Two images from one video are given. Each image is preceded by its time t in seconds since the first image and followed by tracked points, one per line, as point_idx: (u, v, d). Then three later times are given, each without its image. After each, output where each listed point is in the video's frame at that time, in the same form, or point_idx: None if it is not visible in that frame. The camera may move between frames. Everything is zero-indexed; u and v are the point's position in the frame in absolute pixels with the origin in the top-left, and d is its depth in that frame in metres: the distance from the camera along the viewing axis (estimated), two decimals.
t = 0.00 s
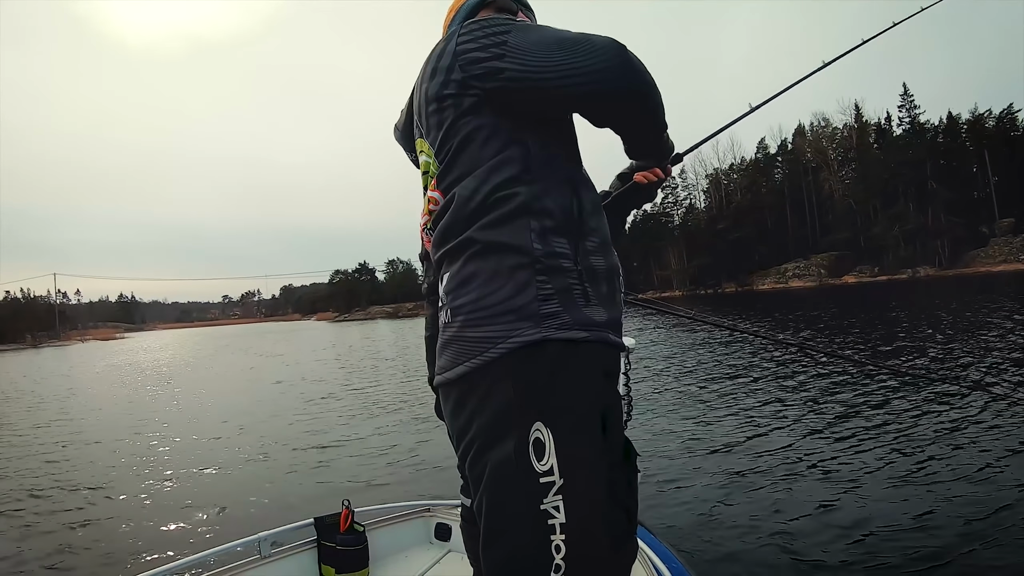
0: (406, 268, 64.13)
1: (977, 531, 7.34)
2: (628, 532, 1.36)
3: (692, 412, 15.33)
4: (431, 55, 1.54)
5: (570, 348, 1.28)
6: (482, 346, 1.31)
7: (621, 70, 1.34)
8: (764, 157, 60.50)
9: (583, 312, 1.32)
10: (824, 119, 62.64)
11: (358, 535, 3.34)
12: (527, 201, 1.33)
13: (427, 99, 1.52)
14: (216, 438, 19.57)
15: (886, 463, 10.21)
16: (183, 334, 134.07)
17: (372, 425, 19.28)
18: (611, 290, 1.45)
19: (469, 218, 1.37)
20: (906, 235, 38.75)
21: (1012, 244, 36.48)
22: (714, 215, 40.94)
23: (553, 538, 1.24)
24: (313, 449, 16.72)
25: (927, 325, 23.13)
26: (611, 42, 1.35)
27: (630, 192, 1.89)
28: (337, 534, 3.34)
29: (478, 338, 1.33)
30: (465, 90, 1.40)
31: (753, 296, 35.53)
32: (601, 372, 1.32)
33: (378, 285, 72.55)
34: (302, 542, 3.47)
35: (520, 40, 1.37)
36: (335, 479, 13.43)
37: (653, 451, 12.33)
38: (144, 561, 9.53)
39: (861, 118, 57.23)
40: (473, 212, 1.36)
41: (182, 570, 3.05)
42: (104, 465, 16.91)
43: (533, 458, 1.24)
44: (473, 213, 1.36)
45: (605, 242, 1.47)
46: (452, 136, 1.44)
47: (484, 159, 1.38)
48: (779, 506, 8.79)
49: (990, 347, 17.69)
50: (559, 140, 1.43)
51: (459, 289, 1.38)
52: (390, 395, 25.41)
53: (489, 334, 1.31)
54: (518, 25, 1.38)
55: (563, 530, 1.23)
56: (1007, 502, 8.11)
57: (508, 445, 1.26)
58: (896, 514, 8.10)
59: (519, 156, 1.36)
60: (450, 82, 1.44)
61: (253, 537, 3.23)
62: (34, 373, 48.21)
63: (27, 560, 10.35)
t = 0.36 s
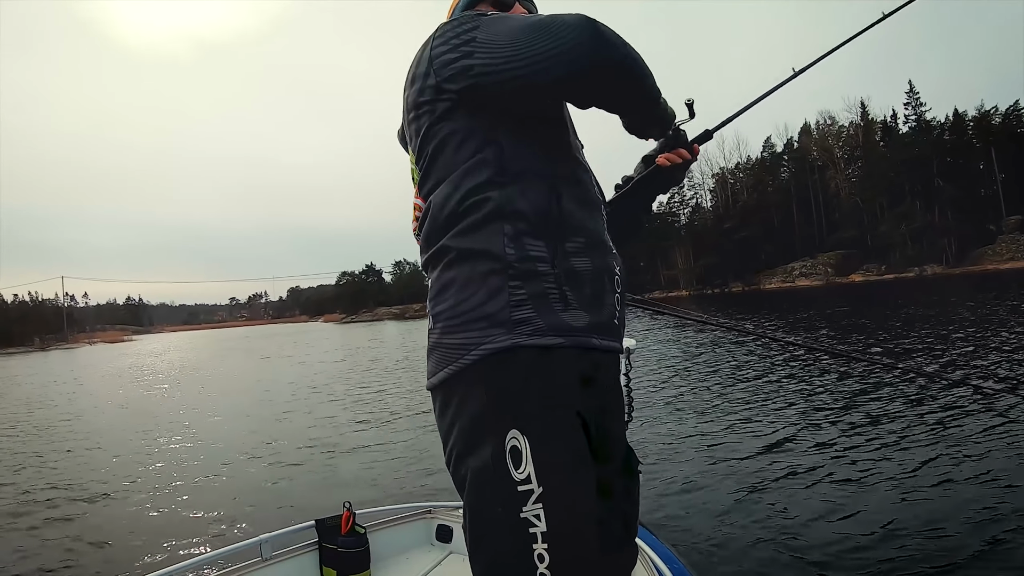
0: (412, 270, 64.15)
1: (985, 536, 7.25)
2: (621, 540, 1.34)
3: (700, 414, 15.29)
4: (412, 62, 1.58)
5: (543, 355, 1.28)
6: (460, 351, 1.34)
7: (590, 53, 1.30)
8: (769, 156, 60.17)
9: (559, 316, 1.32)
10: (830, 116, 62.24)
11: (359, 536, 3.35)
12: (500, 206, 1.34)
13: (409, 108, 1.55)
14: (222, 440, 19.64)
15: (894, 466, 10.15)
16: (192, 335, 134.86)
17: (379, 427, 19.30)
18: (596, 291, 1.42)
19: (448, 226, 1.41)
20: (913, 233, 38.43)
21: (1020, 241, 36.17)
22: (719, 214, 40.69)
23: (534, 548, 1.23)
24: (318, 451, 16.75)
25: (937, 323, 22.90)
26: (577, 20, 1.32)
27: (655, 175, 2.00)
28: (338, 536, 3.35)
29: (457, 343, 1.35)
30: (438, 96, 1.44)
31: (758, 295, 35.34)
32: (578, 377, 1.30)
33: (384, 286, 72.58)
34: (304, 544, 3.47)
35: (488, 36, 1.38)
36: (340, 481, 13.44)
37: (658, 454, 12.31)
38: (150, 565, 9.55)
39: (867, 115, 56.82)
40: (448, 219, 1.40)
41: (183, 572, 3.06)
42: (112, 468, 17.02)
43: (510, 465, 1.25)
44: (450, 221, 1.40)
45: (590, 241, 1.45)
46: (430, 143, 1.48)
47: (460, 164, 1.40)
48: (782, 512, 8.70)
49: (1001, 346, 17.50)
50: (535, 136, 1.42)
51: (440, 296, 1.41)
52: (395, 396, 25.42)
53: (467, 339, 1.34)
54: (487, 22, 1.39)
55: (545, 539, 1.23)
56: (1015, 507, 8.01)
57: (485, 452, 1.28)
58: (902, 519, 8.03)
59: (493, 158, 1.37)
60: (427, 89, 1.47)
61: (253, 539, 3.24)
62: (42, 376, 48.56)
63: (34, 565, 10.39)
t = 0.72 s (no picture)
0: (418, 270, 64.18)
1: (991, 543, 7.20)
2: (612, 541, 1.34)
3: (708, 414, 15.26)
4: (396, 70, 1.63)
5: (513, 363, 1.28)
6: (437, 353, 1.37)
7: (544, 51, 1.29)
8: (776, 154, 59.96)
9: (532, 322, 1.31)
10: (837, 114, 61.86)
11: (360, 537, 3.36)
12: (472, 210, 1.37)
13: (393, 118, 1.61)
14: (230, 441, 19.75)
15: (899, 468, 10.10)
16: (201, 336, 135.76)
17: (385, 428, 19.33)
18: (576, 293, 1.40)
19: (425, 234, 1.46)
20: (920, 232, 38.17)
21: None
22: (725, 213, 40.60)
23: (514, 552, 1.24)
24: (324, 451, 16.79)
25: (946, 321, 22.76)
26: (534, 12, 1.30)
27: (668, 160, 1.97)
28: (339, 536, 3.36)
29: (436, 346, 1.38)
30: (414, 103, 1.48)
31: (764, 294, 35.19)
32: (552, 382, 1.29)
33: (390, 286, 72.65)
34: (306, 544, 3.49)
35: (454, 42, 1.41)
36: (347, 482, 13.50)
37: (663, 454, 12.31)
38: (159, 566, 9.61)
39: (874, 112, 56.49)
40: (424, 226, 1.45)
41: (184, 574, 3.07)
42: (121, 469, 17.15)
43: (486, 470, 1.26)
44: (427, 228, 1.44)
45: (571, 240, 1.44)
46: (408, 150, 1.53)
47: (434, 169, 1.44)
48: (783, 515, 8.67)
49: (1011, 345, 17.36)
50: (506, 136, 1.41)
51: (420, 300, 1.45)
52: (402, 397, 25.50)
53: (442, 343, 1.36)
54: (457, 26, 1.41)
55: (524, 542, 1.24)
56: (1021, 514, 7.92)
57: (461, 454, 1.30)
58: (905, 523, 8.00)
59: (464, 163, 1.39)
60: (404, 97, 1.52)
61: (255, 540, 3.25)
62: (53, 377, 49.04)
63: (45, 568, 10.46)
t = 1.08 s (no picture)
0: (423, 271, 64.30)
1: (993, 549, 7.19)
2: (605, 543, 1.35)
3: (713, 415, 15.25)
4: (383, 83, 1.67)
5: (485, 370, 1.29)
6: (419, 361, 1.39)
7: (507, 63, 1.30)
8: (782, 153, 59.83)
9: (505, 332, 1.32)
10: (843, 112, 61.67)
11: (362, 537, 3.40)
12: (445, 222, 1.39)
13: (380, 128, 1.65)
14: (237, 442, 19.88)
15: (901, 471, 10.07)
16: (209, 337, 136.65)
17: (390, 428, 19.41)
18: (555, 300, 1.39)
19: (408, 244, 1.49)
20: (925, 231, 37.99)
21: None
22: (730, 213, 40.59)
23: (498, 556, 1.24)
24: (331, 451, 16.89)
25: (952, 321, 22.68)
26: (501, 19, 1.33)
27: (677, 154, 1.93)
28: (342, 537, 3.40)
29: (418, 355, 1.40)
30: (394, 118, 1.52)
31: (770, 294, 35.12)
32: (529, 392, 1.29)
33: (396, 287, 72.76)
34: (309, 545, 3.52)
35: (430, 52, 1.44)
36: (350, 482, 13.55)
37: (667, 455, 12.34)
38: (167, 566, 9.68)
39: (879, 111, 56.32)
40: (406, 236, 1.48)
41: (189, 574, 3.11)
42: (128, 469, 17.28)
43: (464, 477, 1.28)
44: (409, 237, 1.47)
45: (547, 247, 1.42)
46: (391, 164, 1.57)
47: (412, 181, 1.48)
48: (783, 518, 8.66)
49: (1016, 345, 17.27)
50: (481, 144, 1.42)
51: (404, 311, 1.49)
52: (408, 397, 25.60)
53: (422, 352, 1.39)
54: (429, 39, 1.44)
55: (507, 549, 1.23)
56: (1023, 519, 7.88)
57: (442, 462, 1.32)
58: (906, 527, 7.99)
59: (437, 174, 1.42)
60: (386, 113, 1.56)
61: (258, 541, 3.29)
62: (63, 378, 49.55)
63: (56, 566, 10.57)
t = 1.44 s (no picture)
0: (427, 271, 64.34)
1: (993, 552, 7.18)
2: (608, 553, 1.36)
3: (718, 416, 15.21)
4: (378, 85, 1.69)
5: (469, 378, 1.29)
6: (406, 367, 1.40)
7: (496, 69, 1.31)
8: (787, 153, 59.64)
9: (491, 338, 1.32)
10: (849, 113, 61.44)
11: (364, 539, 3.41)
12: (432, 228, 1.41)
13: (374, 131, 1.66)
14: (242, 442, 19.91)
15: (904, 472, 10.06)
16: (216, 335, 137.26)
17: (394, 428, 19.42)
18: (542, 307, 1.38)
19: (398, 248, 1.50)
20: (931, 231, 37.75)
21: None
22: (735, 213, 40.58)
23: (488, 565, 1.25)
24: (335, 451, 16.95)
25: (958, 321, 22.55)
26: (495, 20, 1.34)
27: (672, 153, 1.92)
28: (343, 538, 3.41)
29: (405, 360, 1.41)
30: (387, 122, 1.54)
31: (775, 294, 35.01)
32: (515, 404, 1.28)
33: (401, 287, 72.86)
34: (311, 547, 3.52)
35: (423, 57, 1.46)
36: (354, 482, 13.57)
37: (672, 456, 12.32)
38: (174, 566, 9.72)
39: (885, 111, 56.14)
40: (396, 243, 1.49)
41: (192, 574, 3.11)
42: (133, 468, 17.37)
43: (451, 485, 1.29)
44: (400, 241, 1.49)
45: (532, 251, 1.40)
46: (383, 168, 1.58)
47: (403, 186, 1.49)
48: (785, 520, 8.66)
49: (1022, 346, 17.18)
50: (470, 147, 1.43)
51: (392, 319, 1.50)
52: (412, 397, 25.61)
53: (410, 357, 1.39)
54: (424, 43, 1.46)
55: (497, 556, 1.24)
56: None
57: (430, 470, 1.34)
58: (907, 530, 7.97)
59: (427, 180, 1.43)
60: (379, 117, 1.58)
61: (260, 543, 3.29)
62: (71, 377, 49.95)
63: (63, 566, 10.62)
